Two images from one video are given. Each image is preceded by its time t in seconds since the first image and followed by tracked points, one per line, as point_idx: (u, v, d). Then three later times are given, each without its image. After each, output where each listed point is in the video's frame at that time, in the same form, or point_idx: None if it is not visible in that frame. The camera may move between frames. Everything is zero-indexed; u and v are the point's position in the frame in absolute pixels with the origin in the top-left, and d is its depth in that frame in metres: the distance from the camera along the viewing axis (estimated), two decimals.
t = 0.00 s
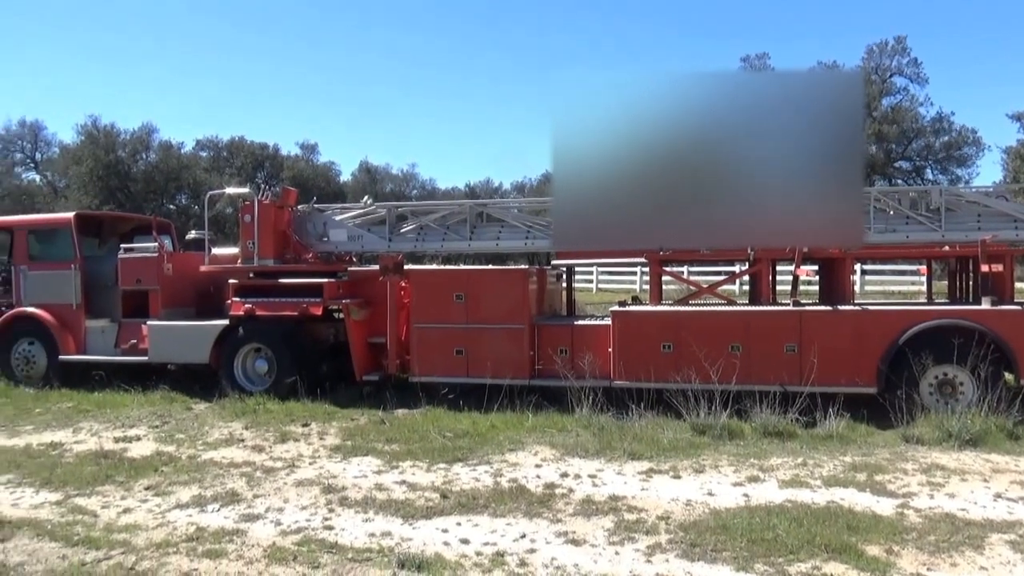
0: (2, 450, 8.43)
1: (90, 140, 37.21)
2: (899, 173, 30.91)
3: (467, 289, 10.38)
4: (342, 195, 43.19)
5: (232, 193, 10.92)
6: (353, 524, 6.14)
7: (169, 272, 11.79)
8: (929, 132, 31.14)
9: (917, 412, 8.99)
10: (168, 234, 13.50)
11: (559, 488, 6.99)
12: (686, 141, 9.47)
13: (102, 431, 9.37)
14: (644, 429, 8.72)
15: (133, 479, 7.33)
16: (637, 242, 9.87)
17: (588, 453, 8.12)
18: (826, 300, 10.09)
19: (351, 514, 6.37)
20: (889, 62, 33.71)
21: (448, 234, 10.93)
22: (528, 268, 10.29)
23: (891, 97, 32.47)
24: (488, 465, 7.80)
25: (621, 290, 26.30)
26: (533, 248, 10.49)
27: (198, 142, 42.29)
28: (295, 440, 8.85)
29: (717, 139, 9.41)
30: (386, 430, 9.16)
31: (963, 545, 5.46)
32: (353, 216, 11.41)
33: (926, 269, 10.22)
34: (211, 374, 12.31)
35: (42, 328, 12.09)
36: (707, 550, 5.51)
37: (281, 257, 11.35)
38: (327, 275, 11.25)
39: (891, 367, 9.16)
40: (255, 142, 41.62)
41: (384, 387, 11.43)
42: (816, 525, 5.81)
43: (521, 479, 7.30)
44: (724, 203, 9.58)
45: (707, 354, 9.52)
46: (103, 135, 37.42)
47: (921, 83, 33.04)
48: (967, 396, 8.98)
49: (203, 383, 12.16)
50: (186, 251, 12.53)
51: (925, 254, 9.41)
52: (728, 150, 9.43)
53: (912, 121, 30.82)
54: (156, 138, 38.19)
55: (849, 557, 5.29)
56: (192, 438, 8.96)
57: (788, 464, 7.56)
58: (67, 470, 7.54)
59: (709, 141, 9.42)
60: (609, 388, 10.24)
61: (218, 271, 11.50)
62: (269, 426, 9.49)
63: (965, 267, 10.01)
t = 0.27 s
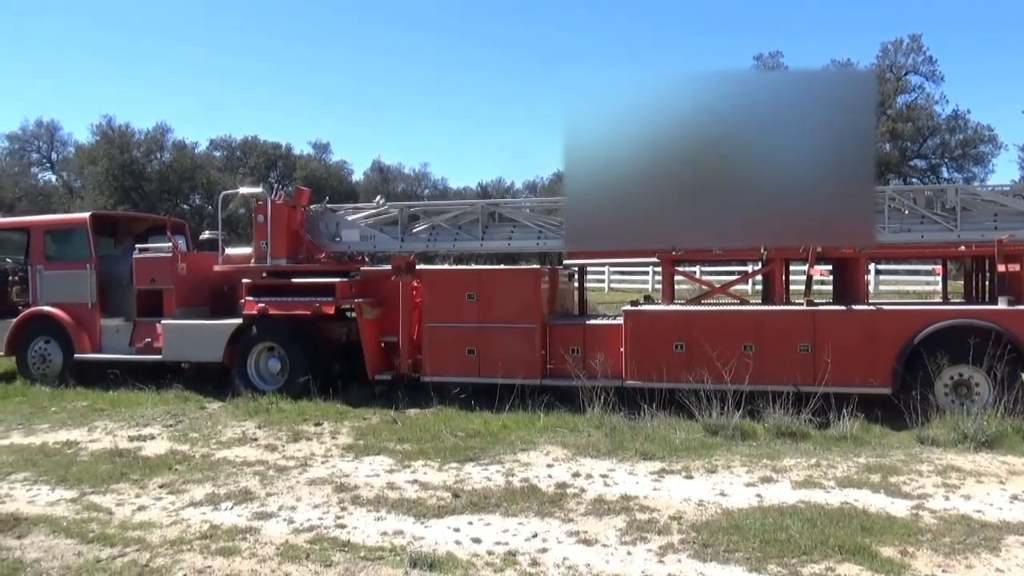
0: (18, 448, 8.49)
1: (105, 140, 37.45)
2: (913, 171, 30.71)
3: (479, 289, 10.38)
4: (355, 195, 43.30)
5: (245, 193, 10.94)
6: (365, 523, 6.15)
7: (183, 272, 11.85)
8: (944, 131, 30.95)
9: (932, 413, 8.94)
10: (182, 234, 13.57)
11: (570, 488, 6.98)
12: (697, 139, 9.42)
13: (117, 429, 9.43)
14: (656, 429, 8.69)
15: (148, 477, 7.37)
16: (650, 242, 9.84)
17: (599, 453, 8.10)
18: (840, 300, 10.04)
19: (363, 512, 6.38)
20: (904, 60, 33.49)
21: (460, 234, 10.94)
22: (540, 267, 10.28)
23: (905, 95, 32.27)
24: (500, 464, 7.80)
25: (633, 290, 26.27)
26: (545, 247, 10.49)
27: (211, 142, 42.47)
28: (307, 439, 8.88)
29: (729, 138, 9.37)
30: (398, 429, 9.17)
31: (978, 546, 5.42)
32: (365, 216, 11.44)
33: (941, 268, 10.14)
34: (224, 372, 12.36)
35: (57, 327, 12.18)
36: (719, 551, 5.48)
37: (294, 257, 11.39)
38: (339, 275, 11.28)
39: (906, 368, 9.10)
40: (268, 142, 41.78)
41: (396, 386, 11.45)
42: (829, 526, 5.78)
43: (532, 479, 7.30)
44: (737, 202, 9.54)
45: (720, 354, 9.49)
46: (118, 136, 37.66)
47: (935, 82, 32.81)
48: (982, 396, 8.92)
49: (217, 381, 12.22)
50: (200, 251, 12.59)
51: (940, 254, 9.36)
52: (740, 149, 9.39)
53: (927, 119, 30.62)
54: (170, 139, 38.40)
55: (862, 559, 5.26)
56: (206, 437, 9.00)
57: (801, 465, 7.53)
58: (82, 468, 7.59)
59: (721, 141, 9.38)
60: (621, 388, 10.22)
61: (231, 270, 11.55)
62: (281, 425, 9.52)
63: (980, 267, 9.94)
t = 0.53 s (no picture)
0: (31, 446, 8.54)
1: (116, 141, 37.64)
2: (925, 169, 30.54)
3: (488, 288, 10.38)
4: (364, 194, 43.38)
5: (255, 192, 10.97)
6: (376, 521, 6.16)
7: (194, 271, 11.90)
8: (957, 128, 30.82)
9: (944, 413, 8.90)
10: (193, 234, 13.63)
11: (580, 487, 6.97)
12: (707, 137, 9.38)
13: (129, 428, 9.48)
14: (666, 428, 8.68)
15: (159, 476, 7.40)
16: (660, 241, 9.82)
17: (609, 452, 8.09)
18: (851, 299, 10.00)
19: (373, 511, 6.40)
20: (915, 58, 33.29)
21: (470, 233, 10.95)
22: (550, 266, 10.27)
23: (917, 93, 32.09)
24: (509, 464, 7.80)
25: (642, 289, 26.24)
26: (554, 246, 10.48)
27: (222, 142, 42.62)
28: (317, 438, 8.90)
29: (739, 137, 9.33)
30: (408, 428, 9.18)
31: (991, 546, 5.39)
32: (375, 215, 11.45)
33: (954, 267, 10.08)
34: (235, 371, 12.40)
35: (69, 326, 12.24)
36: (729, 550, 5.47)
37: (304, 256, 11.42)
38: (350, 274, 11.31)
39: (918, 367, 9.06)
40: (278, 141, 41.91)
41: (406, 385, 11.46)
42: (841, 526, 5.76)
43: (542, 478, 7.30)
44: (748, 201, 9.51)
45: (730, 354, 9.46)
46: (129, 136, 37.84)
47: (948, 79, 32.62)
48: (995, 396, 8.87)
49: (227, 380, 12.26)
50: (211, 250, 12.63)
51: (952, 253, 9.33)
52: (751, 148, 9.35)
53: (939, 117, 30.46)
54: (181, 139, 38.57)
55: (874, 559, 5.24)
56: (217, 435, 9.03)
57: (812, 465, 7.49)
58: (95, 467, 7.63)
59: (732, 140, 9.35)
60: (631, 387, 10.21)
61: (242, 270, 11.58)
62: (292, 423, 9.55)
63: (993, 265, 9.89)
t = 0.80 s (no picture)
0: (44, 444, 8.59)
1: (127, 141, 37.81)
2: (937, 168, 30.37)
3: (498, 288, 10.38)
4: (374, 194, 43.45)
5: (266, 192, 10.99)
6: (386, 520, 6.17)
7: (205, 271, 11.94)
8: (969, 127, 30.67)
9: (957, 413, 8.84)
10: (204, 234, 13.67)
11: (590, 487, 6.96)
12: (717, 136, 9.34)
13: (141, 426, 9.52)
14: (676, 428, 8.66)
15: (171, 475, 7.42)
16: (670, 240, 9.80)
17: (619, 452, 8.07)
18: (862, 299, 9.95)
19: (384, 510, 6.40)
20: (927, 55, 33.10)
21: (479, 232, 10.96)
22: (560, 266, 10.25)
23: (929, 91, 31.91)
24: (519, 463, 7.79)
25: (651, 288, 26.20)
26: (564, 246, 10.46)
27: (232, 142, 42.75)
28: (328, 437, 8.91)
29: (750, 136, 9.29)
30: (418, 427, 9.19)
31: (1005, 548, 5.35)
32: (385, 214, 11.45)
33: (967, 267, 10.02)
34: (246, 370, 12.44)
35: (81, 325, 12.30)
36: (740, 551, 5.45)
37: (314, 256, 11.45)
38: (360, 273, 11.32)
39: (930, 367, 9.01)
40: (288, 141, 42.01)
41: (416, 385, 11.47)
42: (853, 527, 5.73)
43: (552, 477, 7.29)
44: (758, 201, 9.48)
45: (740, 353, 9.43)
46: (140, 136, 38.00)
47: (960, 77, 32.42)
48: (1009, 396, 8.81)
49: (238, 379, 12.31)
50: (221, 250, 12.68)
51: (965, 252, 9.26)
52: (761, 148, 9.31)
53: (951, 115, 30.31)
54: (192, 139, 38.71)
55: (886, 560, 5.21)
56: (228, 434, 9.06)
57: (824, 465, 7.46)
58: (107, 465, 7.66)
59: (742, 139, 9.31)
60: (641, 386, 10.19)
61: (252, 269, 11.62)
62: (302, 422, 9.57)
63: (1007, 265, 9.82)
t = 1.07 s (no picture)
0: (54, 441, 8.63)
1: (136, 140, 37.93)
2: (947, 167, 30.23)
3: (505, 287, 10.37)
4: (382, 193, 43.49)
5: (274, 191, 11.01)
6: (394, 519, 6.17)
7: (213, 269, 11.97)
8: (979, 126, 30.53)
9: (967, 413, 8.78)
10: (212, 233, 13.71)
11: (598, 486, 6.95)
12: (724, 136, 9.32)
13: (150, 424, 9.55)
14: (683, 427, 8.64)
15: (180, 472, 7.45)
16: (677, 240, 9.79)
17: (626, 452, 8.06)
18: (871, 299, 9.91)
19: (391, 509, 6.41)
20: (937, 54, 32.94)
21: (487, 231, 10.96)
22: (567, 265, 10.24)
23: (939, 90, 31.77)
24: (526, 462, 7.79)
25: (659, 288, 26.15)
26: (571, 245, 10.43)
27: (241, 142, 42.85)
28: (335, 436, 8.92)
29: (757, 135, 9.27)
30: (425, 426, 9.19)
31: (1015, 549, 5.32)
32: (393, 213, 11.50)
33: (977, 266, 9.97)
34: (253, 369, 12.47)
35: (91, 323, 12.35)
36: (748, 551, 5.43)
37: (322, 255, 11.46)
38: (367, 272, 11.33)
39: (939, 367, 8.96)
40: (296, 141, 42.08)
41: (423, 384, 11.48)
42: (861, 527, 5.71)
43: (560, 477, 7.28)
44: (766, 200, 9.45)
45: (748, 353, 9.41)
46: (149, 136, 38.13)
47: (970, 75, 32.26)
48: (1019, 396, 8.76)
49: (246, 378, 12.34)
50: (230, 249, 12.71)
51: (975, 251, 9.20)
52: (768, 147, 9.29)
53: (961, 114, 30.17)
54: (200, 139, 38.83)
55: (895, 561, 5.19)
56: (236, 432, 9.08)
57: (832, 465, 7.43)
58: (116, 463, 7.69)
59: (749, 139, 9.29)
60: (648, 386, 10.17)
61: (261, 268, 11.65)
62: (310, 421, 9.59)
63: (1017, 264, 9.76)
